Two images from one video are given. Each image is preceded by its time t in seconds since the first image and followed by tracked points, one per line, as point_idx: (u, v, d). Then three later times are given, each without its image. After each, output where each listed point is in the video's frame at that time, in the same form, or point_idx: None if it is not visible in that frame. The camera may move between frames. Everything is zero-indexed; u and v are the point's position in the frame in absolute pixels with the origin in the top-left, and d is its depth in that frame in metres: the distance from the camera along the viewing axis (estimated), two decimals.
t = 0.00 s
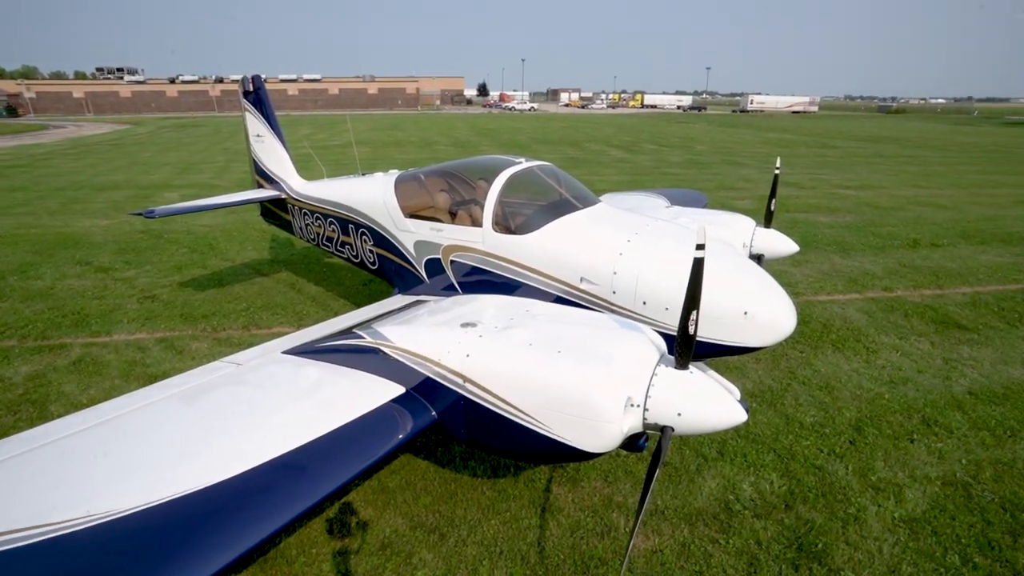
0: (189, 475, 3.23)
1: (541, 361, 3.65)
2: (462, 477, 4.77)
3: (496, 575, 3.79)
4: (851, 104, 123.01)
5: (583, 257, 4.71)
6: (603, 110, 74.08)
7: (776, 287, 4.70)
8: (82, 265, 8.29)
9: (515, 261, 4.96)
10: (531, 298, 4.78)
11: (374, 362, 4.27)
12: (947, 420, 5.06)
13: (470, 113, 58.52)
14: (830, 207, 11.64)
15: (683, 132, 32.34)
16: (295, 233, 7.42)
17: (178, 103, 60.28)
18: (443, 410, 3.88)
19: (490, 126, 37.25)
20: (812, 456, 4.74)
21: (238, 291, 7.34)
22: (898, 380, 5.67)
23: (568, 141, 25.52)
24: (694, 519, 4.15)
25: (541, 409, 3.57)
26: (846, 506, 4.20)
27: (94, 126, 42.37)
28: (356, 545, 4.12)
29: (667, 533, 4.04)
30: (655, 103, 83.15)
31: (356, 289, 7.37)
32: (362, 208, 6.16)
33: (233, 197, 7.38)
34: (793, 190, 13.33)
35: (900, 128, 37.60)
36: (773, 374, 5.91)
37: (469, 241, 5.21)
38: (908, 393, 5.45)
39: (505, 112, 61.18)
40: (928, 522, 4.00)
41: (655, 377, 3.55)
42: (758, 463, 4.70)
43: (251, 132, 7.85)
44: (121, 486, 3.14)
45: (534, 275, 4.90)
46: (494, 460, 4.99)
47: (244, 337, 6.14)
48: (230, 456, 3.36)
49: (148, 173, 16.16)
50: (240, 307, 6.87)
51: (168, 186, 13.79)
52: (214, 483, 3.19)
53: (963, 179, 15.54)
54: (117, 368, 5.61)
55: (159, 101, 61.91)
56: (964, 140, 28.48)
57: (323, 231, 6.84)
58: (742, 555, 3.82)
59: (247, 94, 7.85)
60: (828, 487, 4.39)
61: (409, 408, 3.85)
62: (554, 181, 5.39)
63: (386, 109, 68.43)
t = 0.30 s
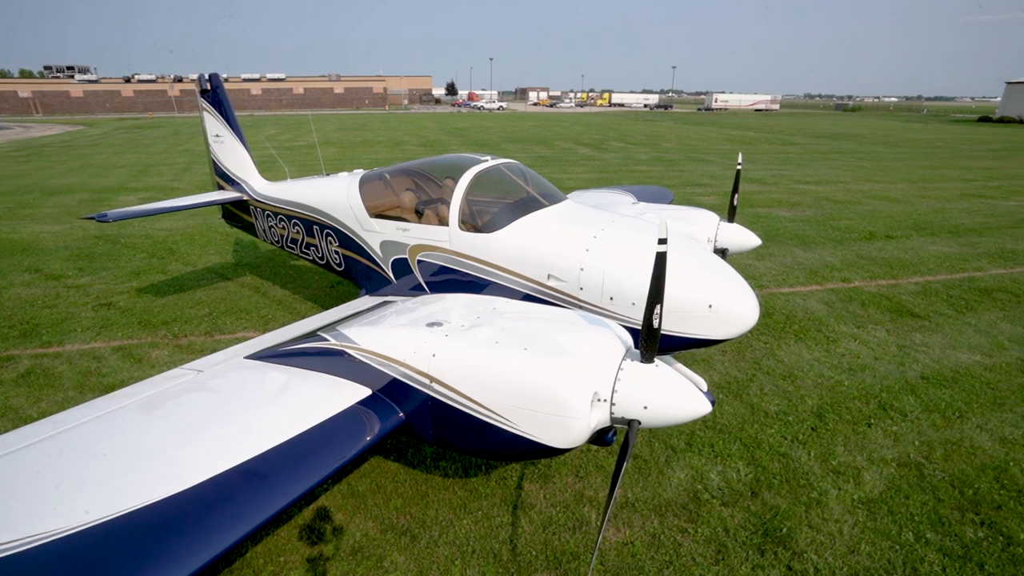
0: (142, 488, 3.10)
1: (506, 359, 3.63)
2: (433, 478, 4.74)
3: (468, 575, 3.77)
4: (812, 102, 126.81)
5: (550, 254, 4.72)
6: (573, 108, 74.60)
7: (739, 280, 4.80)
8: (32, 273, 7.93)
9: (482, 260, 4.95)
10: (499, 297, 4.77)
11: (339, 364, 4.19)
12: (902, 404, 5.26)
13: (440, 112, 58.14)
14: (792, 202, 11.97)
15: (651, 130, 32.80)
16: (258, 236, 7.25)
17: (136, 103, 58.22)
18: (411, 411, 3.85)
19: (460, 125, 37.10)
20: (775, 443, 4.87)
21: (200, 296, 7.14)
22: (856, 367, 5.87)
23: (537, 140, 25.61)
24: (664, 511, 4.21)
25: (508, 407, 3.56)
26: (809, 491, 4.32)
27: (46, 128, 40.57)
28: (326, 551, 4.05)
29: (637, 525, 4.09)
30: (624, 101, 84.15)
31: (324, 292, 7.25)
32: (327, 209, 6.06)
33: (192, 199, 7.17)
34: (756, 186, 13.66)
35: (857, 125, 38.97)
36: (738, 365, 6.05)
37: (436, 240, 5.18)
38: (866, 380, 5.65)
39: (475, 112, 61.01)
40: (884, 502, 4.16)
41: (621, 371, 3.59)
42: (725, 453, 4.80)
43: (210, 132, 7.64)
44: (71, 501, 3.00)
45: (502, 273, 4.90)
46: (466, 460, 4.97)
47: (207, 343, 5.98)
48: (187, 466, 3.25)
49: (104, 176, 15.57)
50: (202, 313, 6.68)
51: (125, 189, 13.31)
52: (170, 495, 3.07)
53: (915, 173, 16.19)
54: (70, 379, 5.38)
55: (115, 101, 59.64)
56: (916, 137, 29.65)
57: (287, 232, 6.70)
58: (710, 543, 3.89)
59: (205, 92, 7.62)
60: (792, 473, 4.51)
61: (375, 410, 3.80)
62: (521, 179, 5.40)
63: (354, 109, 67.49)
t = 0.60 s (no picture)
0: (100, 499, 2.98)
1: (473, 358, 3.61)
2: (404, 480, 4.69)
3: None
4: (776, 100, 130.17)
5: (518, 252, 4.72)
6: (544, 108, 74.91)
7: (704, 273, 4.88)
8: None
9: (450, 260, 4.92)
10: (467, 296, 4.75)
11: (303, 368, 4.10)
12: (861, 391, 5.44)
13: (410, 111, 57.62)
14: (756, 197, 12.26)
15: (620, 128, 33.13)
16: (220, 239, 7.05)
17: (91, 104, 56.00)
18: (378, 413, 3.80)
19: (430, 124, 36.83)
20: (742, 433, 4.97)
21: (160, 302, 6.90)
22: (818, 356, 6.04)
23: (508, 138, 25.61)
24: (635, 503, 4.25)
25: (476, 405, 3.55)
26: (774, 478, 4.43)
27: None
28: (294, 558, 3.96)
29: (609, 518, 4.12)
30: (595, 100, 84.91)
31: (290, 295, 7.10)
32: (290, 210, 5.93)
33: (150, 202, 6.93)
34: (722, 182, 13.95)
35: (818, 123, 40.17)
36: (706, 358, 6.16)
37: (403, 240, 5.12)
38: (827, 368, 5.82)
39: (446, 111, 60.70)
40: (846, 486, 4.29)
41: (587, 366, 3.60)
42: (693, 444, 4.88)
43: (166, 132, 7.39)
44: (20, 519, 2.86)
45: (470, 272, 4.87)
46: (437, 460, 4.93)
47: (167, 350, 5.78)
48: (143, 477, 3.12)
49: (56, 179, 14.93)
50: (163, 319, 6.47)
51: (79, 193, 12.79)
52: (125, 507, 2.95)
53: (872, 169, 16.78)
54: (19, 391, 5.13)
55: (69, 102, 57.25)
56: (873, 134, 30.71)
57: (250, 235, 6.54)
58: (680, 534, 3.95)
59: (159, 90, 7.36)
60: (758, 462, 4.61)
61: (342, 412, 3.73)
62: (488, 178, 5.39)
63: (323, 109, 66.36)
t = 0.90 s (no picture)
0: (53, 513, 2.85)
1: (440, 358, 3.57)
2: (376, 483, 4.62)
3: None
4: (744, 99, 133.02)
5: (486, 250, 4.69)
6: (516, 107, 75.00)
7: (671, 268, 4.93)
8: None
9: (418, 259, 4.86)
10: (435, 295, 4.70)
11: (267, 372, 3.99)
12: (826, 379, 5.59)
13: (381, 111, 56.96)
14: (723, 193, 12.49)
15: (592, 126, 33.36)
16: (182, 242, 6.85)
17: (46, 105, 53.80)
18: (345, 417, 3.73)
19: (402, 124, 36.47)
20: (712, 424, 5.05)
21: (119, 309, 6.67)
22: (784, 347, 6.18)
23: (479, 137, 25.54)
24: (608, 498, 4.27)
25: (444, 405, 3.51)
26: (744, 468, 4.51)
27: None
28: (261, 568, 3.86)
29: (582, 514, 4.13)
30: (567, 99, 85.44)
31: (256, 298, 6.94)
32: (254, 211, 5.79)
33: (105, 205, 6.69)
34: (690, 179, 14.16)
35: (784, 120, 41.16)
36: (676, 352, 6.23)
37: (370, 240, 5.05)
38: (793, 359, 5.96)
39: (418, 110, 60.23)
40: (811, 473, 4.39)
41: (555, 363, 3.60)
42: (664, 437, 4.93)
43: (122, 132, 7.15)
44: None
45: (438, 271, 4.83)
46: (409, 462, 4.88)
47: (127, 358, 5.58)
48: (98, 489, 2.99)
49: (6, 182, 14.27)
50: (122, 326, 6.24)
51: (31, 197, 12.26)
52: (79, 521, 2.82)
53: (834, 164, 17.27)
54: None
55: (21, 103, 54.86)
56: (836, 130, 31.61)
57: (213, 237, 6.36)
58: (653, 526, 3.98)
59: (113, 88, 7.10)
60: (727, 453, 4.69)
61: (308, 417, 3.65)
62: (456, 176, 5.36)
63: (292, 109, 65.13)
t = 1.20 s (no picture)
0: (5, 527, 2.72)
1: (409, 357, 3.53)
2: (349, 486, 4.56)
3: None
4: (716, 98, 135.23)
5: (457, 249, 4.66)
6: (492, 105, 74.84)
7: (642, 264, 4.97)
8: None
9: (388, 259, 4.81)
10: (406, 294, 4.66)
11: (233, 376, 3.89)
12: (794, 370, 5.71)
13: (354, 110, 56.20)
14: (695, 190, 12.66)
15: (567, 124, 33.49)
16: (145, 245, 6.65)
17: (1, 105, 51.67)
18: (314, 420, 3.67)
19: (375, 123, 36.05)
20: (685, 417, 5.12)
21: (80, 315, 6.44)
22: (755, 340, 6.30)
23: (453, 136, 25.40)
24: (583, 494, 4.29)
25: (415, 406, 3.48)
26: (716, 459, 4.57)
27: None
28: None
29: (558, 511, 4.14)
30: (542, 97, 85.63)
31: (225, 302, 6.78)
32: (219, 212, 5.65)
33: (62, 207, 6.45)
34: (663, 175, 14.32)
35: (754, 117, 41.93)
36: (650, 347, 6.30)
37: (339, 241, 4.97)
38: (763, 351, 6.08)
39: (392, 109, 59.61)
40: (781, 462, 4.48)
41: (526, 360, 3.60)
42: (638, 431, 4.98)
43: (79, 132, 6.90)
44: None
45: (409, 271, 4.78)
46: (383, 464, 4.83)
47: (88, 366, 5.39)
48: (54, 501, 2.87)
49: None
50: (83, 333, 6.03)
51: None
52: (34, 535, 2.70)
53: (802, 161, 17.67)
54: None
55: None
56: (804, 127, 32.34)
57: (177, 240, 6.19)
58: (628, 521, 4.01)
59: (67, 87, 6.84)
60: (700, 445, 4.75)
61: (276, 420, 3.57)
62: (426, 175, 5.31)
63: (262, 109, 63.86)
